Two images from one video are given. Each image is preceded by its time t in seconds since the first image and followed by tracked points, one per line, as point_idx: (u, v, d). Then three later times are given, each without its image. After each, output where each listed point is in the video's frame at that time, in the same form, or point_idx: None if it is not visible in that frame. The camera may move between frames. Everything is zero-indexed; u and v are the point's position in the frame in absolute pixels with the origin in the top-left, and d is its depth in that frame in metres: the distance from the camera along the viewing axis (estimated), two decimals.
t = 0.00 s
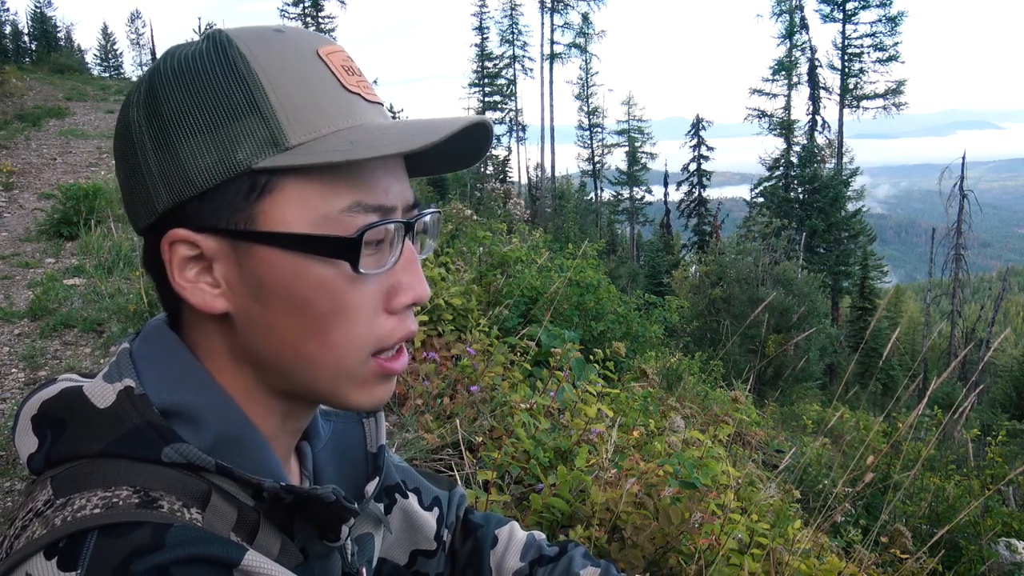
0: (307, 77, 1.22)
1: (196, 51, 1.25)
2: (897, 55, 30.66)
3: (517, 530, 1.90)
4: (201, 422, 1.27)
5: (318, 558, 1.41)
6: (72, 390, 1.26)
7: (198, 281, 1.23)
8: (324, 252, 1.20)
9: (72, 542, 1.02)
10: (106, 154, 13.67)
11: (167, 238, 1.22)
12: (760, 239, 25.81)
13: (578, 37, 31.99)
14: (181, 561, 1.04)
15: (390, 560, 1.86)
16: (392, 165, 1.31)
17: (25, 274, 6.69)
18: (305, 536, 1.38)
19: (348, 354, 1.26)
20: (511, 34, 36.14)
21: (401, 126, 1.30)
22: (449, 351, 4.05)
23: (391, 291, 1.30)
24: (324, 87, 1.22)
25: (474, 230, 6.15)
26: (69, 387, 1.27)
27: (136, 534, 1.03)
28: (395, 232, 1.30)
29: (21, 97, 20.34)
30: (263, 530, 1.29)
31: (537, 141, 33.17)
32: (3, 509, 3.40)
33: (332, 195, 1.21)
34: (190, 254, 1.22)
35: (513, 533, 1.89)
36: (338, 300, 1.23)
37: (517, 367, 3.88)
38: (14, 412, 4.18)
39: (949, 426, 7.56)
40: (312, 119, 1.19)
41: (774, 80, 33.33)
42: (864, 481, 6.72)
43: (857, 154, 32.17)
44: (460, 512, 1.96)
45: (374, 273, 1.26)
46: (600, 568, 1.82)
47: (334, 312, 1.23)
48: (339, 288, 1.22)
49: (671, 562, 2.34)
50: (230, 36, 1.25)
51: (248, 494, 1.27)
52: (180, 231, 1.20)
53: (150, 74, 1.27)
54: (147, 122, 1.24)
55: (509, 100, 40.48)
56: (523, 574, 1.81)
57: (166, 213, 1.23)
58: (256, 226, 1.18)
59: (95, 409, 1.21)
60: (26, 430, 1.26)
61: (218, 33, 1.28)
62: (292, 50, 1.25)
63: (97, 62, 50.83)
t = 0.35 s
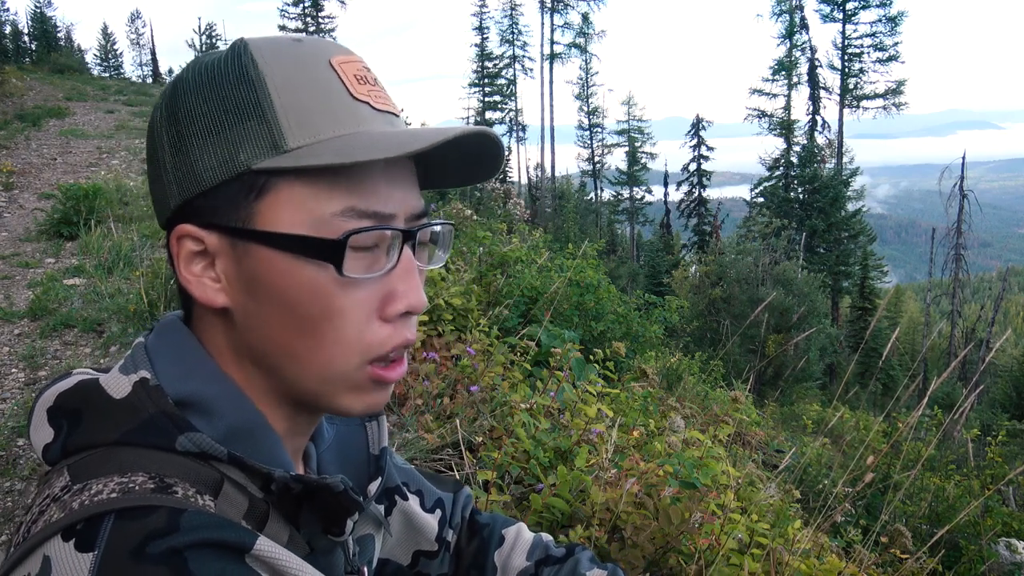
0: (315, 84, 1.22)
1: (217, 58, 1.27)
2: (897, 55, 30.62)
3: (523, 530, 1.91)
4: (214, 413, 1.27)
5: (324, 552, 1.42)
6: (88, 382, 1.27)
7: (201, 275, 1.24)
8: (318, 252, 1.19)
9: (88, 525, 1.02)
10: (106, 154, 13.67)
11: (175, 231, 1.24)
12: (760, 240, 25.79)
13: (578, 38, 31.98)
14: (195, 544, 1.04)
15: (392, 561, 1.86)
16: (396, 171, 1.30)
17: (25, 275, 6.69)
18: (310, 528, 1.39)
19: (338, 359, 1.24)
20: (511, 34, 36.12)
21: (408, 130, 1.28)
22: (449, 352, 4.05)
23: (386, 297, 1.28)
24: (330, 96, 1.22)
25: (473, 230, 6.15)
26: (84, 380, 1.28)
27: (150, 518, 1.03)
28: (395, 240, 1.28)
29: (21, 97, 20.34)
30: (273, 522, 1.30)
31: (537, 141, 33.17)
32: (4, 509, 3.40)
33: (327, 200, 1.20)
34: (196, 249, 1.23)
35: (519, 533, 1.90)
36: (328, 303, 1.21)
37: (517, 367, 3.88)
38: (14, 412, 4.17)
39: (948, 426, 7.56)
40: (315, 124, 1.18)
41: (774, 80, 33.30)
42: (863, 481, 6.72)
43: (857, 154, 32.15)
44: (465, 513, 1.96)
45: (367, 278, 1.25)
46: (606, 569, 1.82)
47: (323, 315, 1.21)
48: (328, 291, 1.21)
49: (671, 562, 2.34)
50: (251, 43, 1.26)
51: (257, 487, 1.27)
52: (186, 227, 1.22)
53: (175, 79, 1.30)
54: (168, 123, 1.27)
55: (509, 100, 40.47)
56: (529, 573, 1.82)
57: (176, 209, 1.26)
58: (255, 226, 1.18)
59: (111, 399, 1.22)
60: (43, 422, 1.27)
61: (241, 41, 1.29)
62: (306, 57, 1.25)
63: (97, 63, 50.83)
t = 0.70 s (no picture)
0: (333, 102, 1.26)
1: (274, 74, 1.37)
2: (897, 55, 30.58)
3: (536, 524, 1.92)
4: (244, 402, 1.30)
5: (340, 545, 1.46)
6: (121, 371, 1.31)
7: (220, 271, 1.35)
8: (300, 263, 1.23)
9: (123, 505, 1.04)
10: (106, 154, 13.65)
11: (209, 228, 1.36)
12: (760, 239, 25.78)
13: (578, 37, 31.96)
14: (224, 527, 1.05)
15: (405, 555, 1.86)
16: (410, 190, 1.31)
17: (25, 274, 6.69)
18: (328, 522, 1.43)
19: (311, 372, 1.25)
20: (511, 34, 36.10)
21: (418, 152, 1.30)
22: (449, 352, 4.05)
23: (368, 320, 1.26)
24: (346, 112, 1.26)
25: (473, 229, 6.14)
26: (117, 370, 1.31)
27: (184, 500, 1.05)
28: (385, 260, 1.28)
29: (21, 97, 20.33)
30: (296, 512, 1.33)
31: (537, 141, 33.15)
32: (3, 510, 3.40)
33: (318, 211, 1.23)
34: (220, 245, 1.34)
35: (531, 527, 1.91)
36: (304, 313, 1.24)
37: (517, 367, 3.88)
38: (14, 411, 4.17)
39: (948, 426, 7.56)
40: (317, 136, 1.23)
41: (774, 80, 33.28)
42: (864, 481, 6.72)
43: (857, 154, 32.14)
44: (478, 505, 1.99)
45: (349, 296, 1.25)
46: (617, 565, 1.82)
47: (298, 325, 1.24)
48: (303, 303, 1.24)
49: (671, 562, 2.34)
50: (301, 64, 1.33)
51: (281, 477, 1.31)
52: (214, 224, 1.34)
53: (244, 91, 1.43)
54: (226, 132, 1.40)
55: (509, 100, 40.47)
56: (541, 562, 1.83)
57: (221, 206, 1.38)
58: (258, 231, 1.26)
59: (144, 387, 1.25)
60: (75, 408, 1.30)
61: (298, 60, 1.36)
62: (338, 76, 1.29)
63: (97, 63, 50.83)
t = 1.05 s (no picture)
0: (389, 121, 1.28)
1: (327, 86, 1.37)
2: (897, 55, 30.55)
3: (537, 522, 1.93)
4: (273, 407, 1.31)
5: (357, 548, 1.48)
6: (152, 369, 1.31)
7: (261, 274, 1.37)
8: (341, 272, 1.24)
9: (154, 501, 1.04)
10: (106, 154, 13.66)
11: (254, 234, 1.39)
12: (760, 240, 25.78)
13: (578, 38, 31.93)
14: (255, 525, 1.05)
15: (411, 555, 1.88)
16: (456, 210, 1.33)
17: (25, 274, 6.70)
18: (347, 527, 1.44)
19: (348, 382, 1.25)
20: (511, 34, 36.11)
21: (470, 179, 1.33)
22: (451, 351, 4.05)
23: (404, 334, 1.26)
24: (399, 132, 1.28)
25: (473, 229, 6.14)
26: (147, 368, 1.32)
27: (216, 498, 1.05)
28: (426, 278, 1.29)
29: (21, 98, 20.37)
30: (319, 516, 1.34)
31: (537, 141, 33.14)
32: (3, 510, 3.40)
33: (364, 225, 1.25)
34: (263, 251, 1.36)
35: (533, 523, 1.92)
36: (341, 322, 1.25)
37: (517, 367, 3.88)
38: (14, 411, 4.18)
39: (949, 426, 7.56)
40: (372, 153, 1.25)
41: (774, 80, 33.27)
42: (863, 481, 6.72)
43: (857, 154, 32.13)
44: (482, 504, 2.01)
45: (386, 309, 1.26)
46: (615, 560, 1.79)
47: (337, 335, 1.25)
48: (342, 312, 1.24)
49: (671, 562, 2.34)
50: (359, 77, 1.34)
51: (305, 479, 1.32)
52: (258, 229, 1.36)
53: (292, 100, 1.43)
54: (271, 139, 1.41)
55: (509, 100, 40.49)
56: (541, 556, 1.83)
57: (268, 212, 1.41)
58: (302, 240, 1.27)
59: (176, 387, 1.26)
60: (104, 406, 1.30)
61: (354, 74, 1.37)
62: (395, 97, 1.31)
63: (97, 63, 50.85)
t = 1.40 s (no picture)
0: (315, 121, 1.22)
1: (208, 76, 1.23)
2: (897, 56, 30.58)
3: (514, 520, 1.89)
4: (169, 418, 1.26)
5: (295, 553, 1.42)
6: (38, 397, 1.24)
7: (176, 294, 1.20)
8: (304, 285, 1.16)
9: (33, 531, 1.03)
10: (107, 154, 13.67)
11: (152, 250, 1.20)
12: (760, 240, 25.79)
13: (578, 38, 31.94)
14: (141, 545, 1.02)
15: (379, 558, 1.82)
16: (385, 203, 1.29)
17: (25, 274, 6.69)
18: (277, 531, 1.37)
19: (311, 387, 1.22)
20: (511, 34, 36.14)
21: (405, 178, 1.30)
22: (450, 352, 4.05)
23: (357, 328, 1.24)
24: (321, 128, 1.22)
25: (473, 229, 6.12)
26: (35, 397, 1.25)
27: (94, 519, 1.02)
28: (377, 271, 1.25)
29: (21, 98, 20.37)
30: (231, 520, 1.26)
31: (537, 141, 33.15)
32: None
33: (309, 237, 1.16)
34: (172, 270, 1.19)
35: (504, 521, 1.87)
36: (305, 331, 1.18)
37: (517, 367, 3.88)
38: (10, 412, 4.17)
39: (949, 426, 7.56)
40: (306, 162, 1.18)
41: (774, 80, 33.30)
42: (864, 481, 6.72)
43: (857, 154, 32.15)
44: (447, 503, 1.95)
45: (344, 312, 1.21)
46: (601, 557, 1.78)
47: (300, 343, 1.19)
48: (306, 323, 1.18)
49: (671, 562, 2.37)
50: (244, 66, 1.24)
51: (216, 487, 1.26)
52: (164, 248, 1.18)
53: (160, 92, 1.24)
54: (151, 139, 1.20)
55: (509, 100, 40.52)
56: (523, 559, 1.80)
57: (157, 225, 1.20)
58: (241, 256, 1.15)
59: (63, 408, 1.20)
60: None
61: (229, 60, 1.27)
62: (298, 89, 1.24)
63: (97, 63, 50.85)
